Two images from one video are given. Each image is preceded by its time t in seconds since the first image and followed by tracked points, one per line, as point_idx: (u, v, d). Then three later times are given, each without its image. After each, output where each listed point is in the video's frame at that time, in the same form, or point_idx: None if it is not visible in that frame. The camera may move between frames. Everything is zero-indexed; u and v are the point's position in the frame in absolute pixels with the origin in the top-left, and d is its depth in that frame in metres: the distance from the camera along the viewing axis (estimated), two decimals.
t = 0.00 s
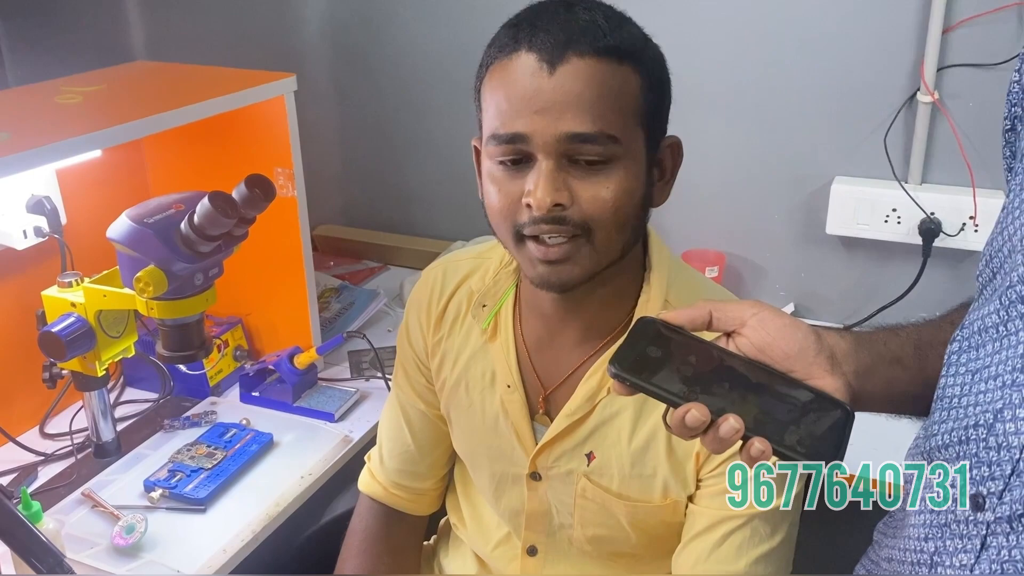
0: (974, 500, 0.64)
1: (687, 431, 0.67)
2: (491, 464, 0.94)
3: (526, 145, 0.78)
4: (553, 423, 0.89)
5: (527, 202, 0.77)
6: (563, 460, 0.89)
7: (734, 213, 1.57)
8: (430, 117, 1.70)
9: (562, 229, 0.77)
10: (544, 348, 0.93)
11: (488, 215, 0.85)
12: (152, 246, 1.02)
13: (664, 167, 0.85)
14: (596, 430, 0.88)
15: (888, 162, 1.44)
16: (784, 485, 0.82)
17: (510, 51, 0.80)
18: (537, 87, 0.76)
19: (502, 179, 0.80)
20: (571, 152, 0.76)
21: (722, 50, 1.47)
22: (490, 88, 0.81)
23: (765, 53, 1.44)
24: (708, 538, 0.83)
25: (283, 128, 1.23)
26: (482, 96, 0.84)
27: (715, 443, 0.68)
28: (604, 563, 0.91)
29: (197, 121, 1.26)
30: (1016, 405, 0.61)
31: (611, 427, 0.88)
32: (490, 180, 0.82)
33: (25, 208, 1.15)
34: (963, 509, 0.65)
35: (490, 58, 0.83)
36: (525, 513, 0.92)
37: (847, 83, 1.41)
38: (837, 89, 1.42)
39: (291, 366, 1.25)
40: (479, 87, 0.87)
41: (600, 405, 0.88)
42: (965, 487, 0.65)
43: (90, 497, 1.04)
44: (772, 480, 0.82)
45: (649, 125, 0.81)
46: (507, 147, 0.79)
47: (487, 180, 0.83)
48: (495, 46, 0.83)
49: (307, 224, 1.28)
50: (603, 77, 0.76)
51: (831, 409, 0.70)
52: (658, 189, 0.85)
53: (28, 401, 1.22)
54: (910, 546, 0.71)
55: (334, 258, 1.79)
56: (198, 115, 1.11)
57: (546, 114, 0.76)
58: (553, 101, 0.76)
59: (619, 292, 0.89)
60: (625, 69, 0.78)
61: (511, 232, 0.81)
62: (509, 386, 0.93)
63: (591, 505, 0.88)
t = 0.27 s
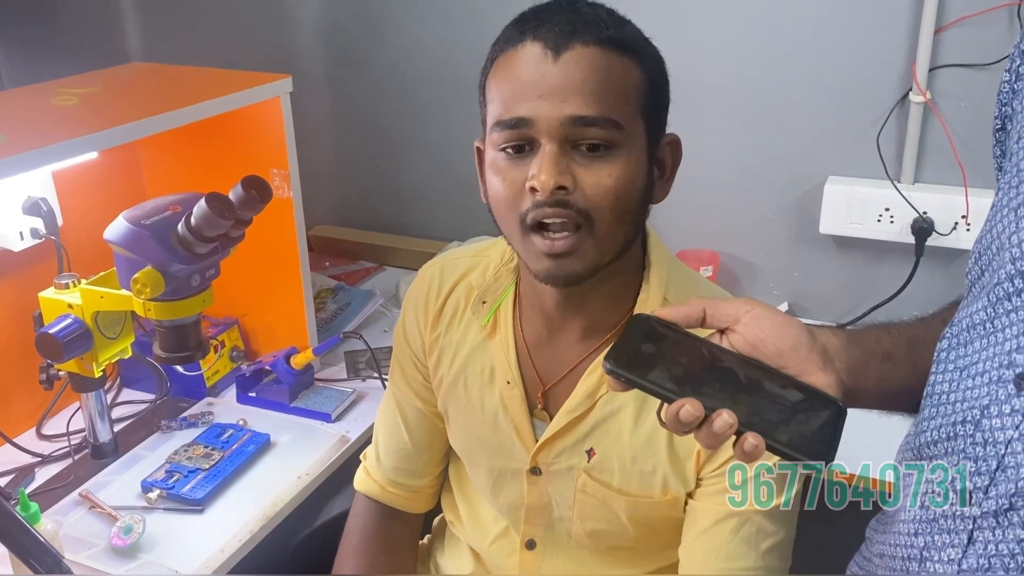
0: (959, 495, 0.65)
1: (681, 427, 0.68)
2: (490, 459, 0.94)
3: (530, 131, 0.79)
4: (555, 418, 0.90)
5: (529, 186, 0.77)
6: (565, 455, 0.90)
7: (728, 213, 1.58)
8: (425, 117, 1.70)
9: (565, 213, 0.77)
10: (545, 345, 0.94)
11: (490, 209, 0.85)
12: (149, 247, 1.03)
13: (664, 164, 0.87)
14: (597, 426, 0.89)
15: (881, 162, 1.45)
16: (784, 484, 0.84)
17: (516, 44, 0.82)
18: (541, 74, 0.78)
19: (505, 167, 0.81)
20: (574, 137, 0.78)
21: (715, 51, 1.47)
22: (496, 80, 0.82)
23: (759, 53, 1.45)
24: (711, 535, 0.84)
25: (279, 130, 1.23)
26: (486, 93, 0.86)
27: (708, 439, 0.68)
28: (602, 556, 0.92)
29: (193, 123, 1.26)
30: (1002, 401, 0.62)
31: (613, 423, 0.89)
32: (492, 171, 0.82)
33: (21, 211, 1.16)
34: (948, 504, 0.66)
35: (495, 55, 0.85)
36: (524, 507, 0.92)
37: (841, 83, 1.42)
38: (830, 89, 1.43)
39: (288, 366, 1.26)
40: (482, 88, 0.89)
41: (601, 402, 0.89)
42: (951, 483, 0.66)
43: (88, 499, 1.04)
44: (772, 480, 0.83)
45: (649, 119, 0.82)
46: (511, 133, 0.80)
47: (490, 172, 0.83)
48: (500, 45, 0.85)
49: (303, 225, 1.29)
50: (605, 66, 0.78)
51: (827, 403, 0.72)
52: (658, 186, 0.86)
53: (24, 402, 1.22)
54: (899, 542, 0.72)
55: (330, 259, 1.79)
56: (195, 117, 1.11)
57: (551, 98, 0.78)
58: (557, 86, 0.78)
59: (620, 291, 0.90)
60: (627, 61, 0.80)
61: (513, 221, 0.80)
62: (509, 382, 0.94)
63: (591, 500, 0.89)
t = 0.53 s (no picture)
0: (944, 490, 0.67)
1: (674, 424, 0.70)
2: (489, 459, 0.96)
3: (552, 165, 0.79)
4: (557, 417, 0.91)
5: (551, 221, 0.79)
6: (566, 454, 0.91)
7: (721, 215, 1.59)
8: (421, 119, 1.71)
9: (583, 246, 0.80)
10: (546, 346, 0.95)
11: (503, 224, 0.87)
12: (149, 251, 1.04)
13: (674, 177, 0.87)
14: (599, 424, 0.91)
15: (872, 163, 1.46)
16: (783, 482, 0.86)
17: (537, 69, 0.80)
18: (565, 108, 0.78)
19: (525, 196, 0.82)
20: (595, 174, 0.78)
21: (708, 53, 1.49)
22: (515, 104, 0.81)
23: (750, 56, 1.47)
24: (715, 532, 0.86)
25: (276, 133, 1.24)
26: (502, 107, 0.84)
27: (700, 435, 0.70)
28: (600, 554, 0.93)
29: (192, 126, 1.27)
30: (984, 398, 0.63)
31: (614, 422, 0.90)
32: (510, 195, 0.83)
33: (21, 214, 1.17)
34: (934, 498, 0.67)
35: (511, 71, 0.83)
36: (523, 507, 0.94)
37: (831, 85, 1.44)
38: (822, 92, 1.45)
39: (286, 367, 1.27)
40: (495, 97, 0.87)
41: (603, 402, 0.90)
42: (938, 479, 0.67)
43: (88, 499, 1.05)
44: (772, 480, 0.86)
45: (665, 144, 0.83)
46: (533, 166, 0.80)
47: (506, 194, 0.84)
48: (517, 59, 0.83)
49: (300, 226, 1.30)
50: (628, 101, 0.78)
51: (819, 403, 0.73)
52: (669, 200, 0.87)
53: (23, 404, 1.23)
54: (888, 536, 0.74)
55: (326, 260, 1.80)
56: (194, 120, 1.12)
57: (574, 136, 0.78)
58: (581, 124, 0.77)
59: (624, 294, 0.91)
60: (646, 92, 0.79)
61: (531, 246, 0.83)
62: (511, 382, 0.95)
63: (593, 498, 0.90)
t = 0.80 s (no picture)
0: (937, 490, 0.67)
1: (667, 425, 0.70)
2: (489, 464, 0.96)
3: (525, 203, 0.80)
4: (558, 422, 0.92)
5: (538, 255, 0.80)
6: (567, 457, 0.92)
7: (715, 216, 1.61)
8: (415, 121, 1.72)
9: (576, 272, 0.81)
10: (547, 350, 0.96)
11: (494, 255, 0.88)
12: (145, 254, 1.04)
13: (655, 170, 0.88)
14: (601, 428, 0.91)
15: (864, 165, 1.48)
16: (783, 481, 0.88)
17: (489, 110, 0.80)
18: (524, 145, 0.78)
19: (509, 234, 0.83)
20: (571, 201, 0.79)
21: (701, 56, 1.50)
22: (477, 146, 0.82)
23: (743, 58, 1.48)
24: (712, 532, 0.86)
25: (270, 135, 1.25)
26: (466, 149, 0.85)
27: (694, 437, 0.70)
28: (599, 555, 0.94)
29: (187, 130, 1.28)
30: (975, 399, 0.64)
31: (615, 426, 0.91)
32: (495, 234, 0.84)
33: (17, 217, 1.18)
34: (927, 498, 0.68)
35: (467, 115, 0.83)
36: (523, 511, 0.94)
37: (824, 87, 1.45)
38: (814, 94, 1.46)
39: (281, 370, 1.27)
40: (457, 138, 0.87)
41: (605, 405, 0.91)
42: (929, 479, 0.68)
43: (84, 501, 1.05)
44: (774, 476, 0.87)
45: (633, 146, 0.83)
46: (507, 205, 0.81)
47: (491, 231, 0.85)
48: (469, 101, 0.84)
49: (295, 228, 1.30)
50: (585, 122, 0.78)
51: (807, 407, 0.74)
52: (653, 192, 0.88)
53: (19, 407, 1.24)
54: (879, 534, 0.75)
55: (321, 263, 1.81)
56: (189, 124, 1.13)
57: (539, 169, 0.78)
58: (544, 156, 0.78)
59: (625, 298, 0.93)
60: (603, 105, 0.80)
61: (527, 278, 0.85)
62: (511, 388, 0.96)
63: (593, 500, 0.91)
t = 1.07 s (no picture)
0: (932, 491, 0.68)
1: (665, 429, 0.71)
2: (477, 465, 0.97)
3: (504, 182, 0.80)
4: (542, 421, 0.92)
5: (511, 234, 0.81)
6: (552, 457, 0.92)
7: (710, 219, 1.61)
8: (412, 124, 1.72)
9: (546, 256, 0.81)
10: (530, 350, 0.96)
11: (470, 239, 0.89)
12: (143, 257, 1.05)
13: (636, 175, 0.89)
14: (583, 428, 0.92)
15: (858, 168, 1.48)
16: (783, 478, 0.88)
17: (478, 89, 0.82)
18: (508, 124, 0.79)
19: (484, 213, 0.83)
20: (549, 184, 0.80)
21: (697, 59, 1.51)
22: (463, 126, 0.83)
23: (738, 62, 1.48)
24: (698, 531, 0.87)
25: (267, 138, 1.25)
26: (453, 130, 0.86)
27: (692, 442, 0.71)
28: (590, 555, 0.94)
29: (184, 133, 1.28)
30: (969, 401, 0.65)
31: (598, 425, 0.92)
32: (472, 214, 0.85)
33: (14, 221, 1.18)
34: (922, 499, 0.69)
35: (457, 95, 0.85)
36: (512, 511, 0.95)
37: (819, 91, 1.46)
38: (809, 97, 1.47)
39: (278, 372, 1.28)
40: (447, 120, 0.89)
41: (587, 404, 0.91)
42: (925, 480, 0.69)
43: (81, 504, 1.05)
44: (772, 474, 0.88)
45: (617, 141, 0.84)
46: (485, 184, 0.81)
47: (467, 211, 0.86)
48: (460, 83, 0.85)
49: (292, 231, 1.31)
50: (570, 109, 0.79)
51: (805, 407, 0.74)
52: (632, 199, 0.88)
53: (16, 410, 1.24)
54: (875, 535, 0.76)
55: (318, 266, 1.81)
56: (187, 127, 1.13)
57: (521, 150, 0.79)
58: (526, 138, 0.79)
59: (601, 295, 0.92)
60: (590, 96, 0.81)
61: (498, 260, 0.85)
62: (496, 388, 0.96)
63: (579, 500, 0.92)
